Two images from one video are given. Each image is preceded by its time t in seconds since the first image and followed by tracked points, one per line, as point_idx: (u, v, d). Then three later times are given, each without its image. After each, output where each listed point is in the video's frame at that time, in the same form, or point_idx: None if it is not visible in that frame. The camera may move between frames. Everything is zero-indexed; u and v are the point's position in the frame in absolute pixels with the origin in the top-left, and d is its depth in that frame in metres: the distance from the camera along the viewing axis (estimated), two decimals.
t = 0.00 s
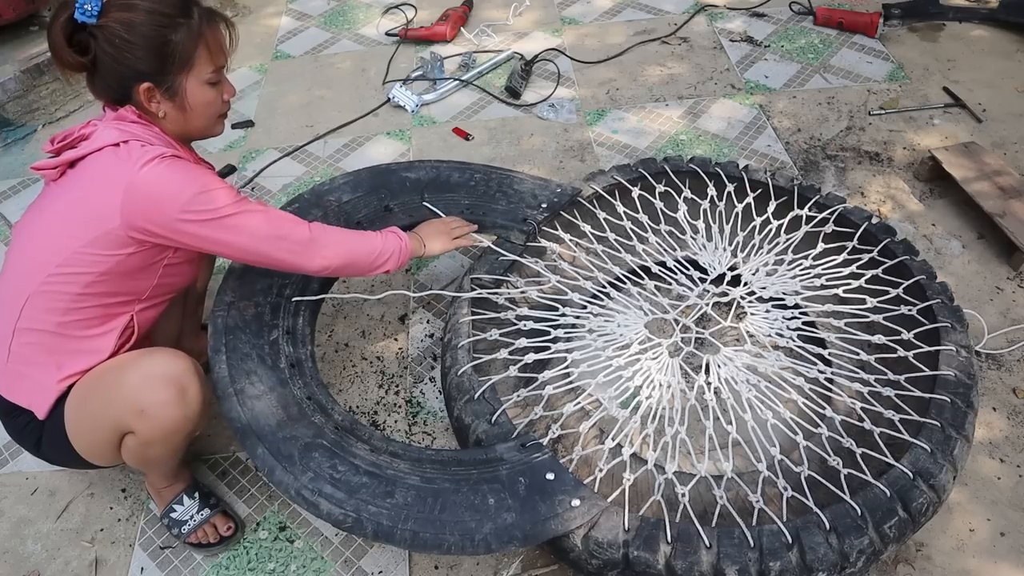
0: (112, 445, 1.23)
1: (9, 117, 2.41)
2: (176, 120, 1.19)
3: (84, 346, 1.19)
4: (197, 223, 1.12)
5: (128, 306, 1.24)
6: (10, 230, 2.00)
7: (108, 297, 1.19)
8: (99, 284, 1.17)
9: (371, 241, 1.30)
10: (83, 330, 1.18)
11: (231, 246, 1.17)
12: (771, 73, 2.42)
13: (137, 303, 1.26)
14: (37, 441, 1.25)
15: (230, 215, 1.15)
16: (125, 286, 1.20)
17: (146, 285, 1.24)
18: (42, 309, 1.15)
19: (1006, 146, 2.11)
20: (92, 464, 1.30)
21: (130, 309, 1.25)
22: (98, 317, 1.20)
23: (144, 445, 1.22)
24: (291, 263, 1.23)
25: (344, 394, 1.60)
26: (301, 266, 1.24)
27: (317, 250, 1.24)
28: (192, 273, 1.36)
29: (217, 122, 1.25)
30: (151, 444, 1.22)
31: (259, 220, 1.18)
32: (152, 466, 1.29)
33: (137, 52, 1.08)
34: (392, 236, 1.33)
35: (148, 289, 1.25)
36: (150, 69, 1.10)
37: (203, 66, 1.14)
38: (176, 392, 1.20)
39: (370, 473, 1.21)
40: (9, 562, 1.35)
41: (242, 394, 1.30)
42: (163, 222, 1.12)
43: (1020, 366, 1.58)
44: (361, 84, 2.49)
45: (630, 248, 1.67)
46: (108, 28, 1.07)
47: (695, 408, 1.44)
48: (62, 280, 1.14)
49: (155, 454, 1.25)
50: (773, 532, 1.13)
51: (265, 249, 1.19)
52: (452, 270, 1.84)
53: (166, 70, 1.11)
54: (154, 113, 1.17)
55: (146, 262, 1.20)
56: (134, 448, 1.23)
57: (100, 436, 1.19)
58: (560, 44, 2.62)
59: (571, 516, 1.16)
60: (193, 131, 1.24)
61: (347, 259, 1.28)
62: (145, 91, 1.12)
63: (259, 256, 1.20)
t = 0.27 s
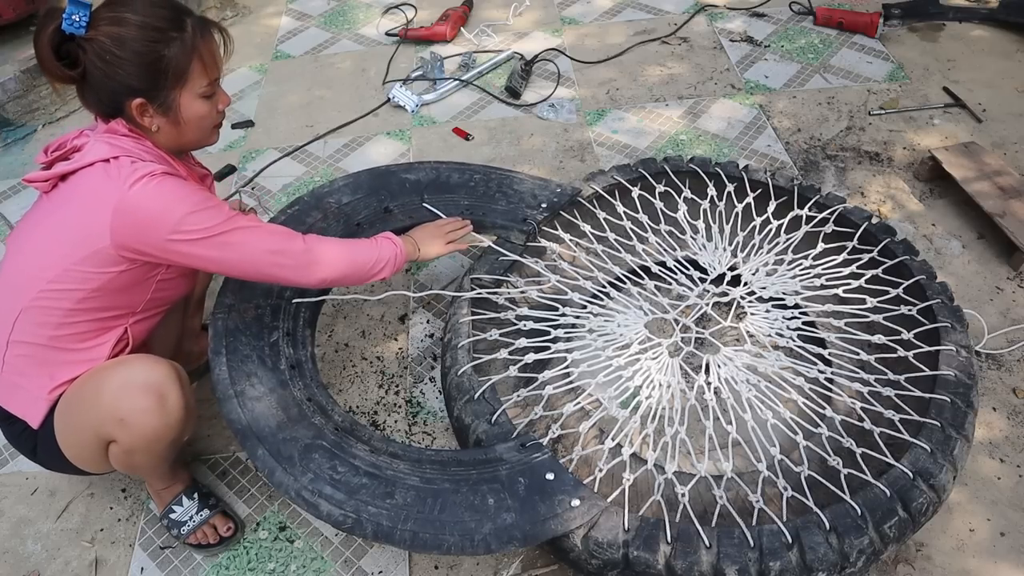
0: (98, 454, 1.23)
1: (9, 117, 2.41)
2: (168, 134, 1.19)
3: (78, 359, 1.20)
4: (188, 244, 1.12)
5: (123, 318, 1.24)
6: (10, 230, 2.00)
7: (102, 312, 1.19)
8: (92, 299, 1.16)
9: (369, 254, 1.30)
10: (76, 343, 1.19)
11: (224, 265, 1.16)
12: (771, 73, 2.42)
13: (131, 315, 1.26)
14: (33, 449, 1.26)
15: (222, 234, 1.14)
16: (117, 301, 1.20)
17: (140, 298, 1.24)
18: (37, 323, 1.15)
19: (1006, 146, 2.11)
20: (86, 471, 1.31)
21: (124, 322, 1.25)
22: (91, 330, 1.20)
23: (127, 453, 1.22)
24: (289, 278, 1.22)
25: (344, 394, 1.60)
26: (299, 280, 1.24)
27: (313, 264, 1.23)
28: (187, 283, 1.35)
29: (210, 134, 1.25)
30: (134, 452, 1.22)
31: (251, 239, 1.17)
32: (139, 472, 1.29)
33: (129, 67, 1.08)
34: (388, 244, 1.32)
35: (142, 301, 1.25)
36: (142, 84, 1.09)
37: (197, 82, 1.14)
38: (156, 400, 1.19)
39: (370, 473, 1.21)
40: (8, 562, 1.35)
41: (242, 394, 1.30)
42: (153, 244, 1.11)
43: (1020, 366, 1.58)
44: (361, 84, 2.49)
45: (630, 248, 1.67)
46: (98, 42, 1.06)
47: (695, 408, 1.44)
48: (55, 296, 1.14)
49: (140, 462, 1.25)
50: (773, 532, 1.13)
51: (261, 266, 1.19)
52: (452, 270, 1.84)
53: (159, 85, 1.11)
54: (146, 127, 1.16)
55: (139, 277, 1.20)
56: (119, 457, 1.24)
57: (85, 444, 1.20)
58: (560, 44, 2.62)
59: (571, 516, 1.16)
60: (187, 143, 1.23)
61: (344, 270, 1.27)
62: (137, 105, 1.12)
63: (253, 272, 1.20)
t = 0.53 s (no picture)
0: (109, 463, 1.24)
1: (9, 117, 2.41)
2: (165, 139, 1.18)
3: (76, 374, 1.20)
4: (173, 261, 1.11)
5: (120, 331, 1.24)
6: (10, 230, 2.00)
7: (97, 327, 1.19)
8: (87, 315, 1.16)
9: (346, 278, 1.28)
10: (73, 359, 1.18)
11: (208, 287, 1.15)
12: (771, 73, 2.42)
13: (130, 326, 1.25)
14: (38, 464, 1.26)
15: (205, 256, 1.12)
16: (113, 314, 1.20)
17: (136, 311, 1.23)
18: (31, 341, 1.14)
19: (1006, 146, 2.11)
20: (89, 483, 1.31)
21: (122, 334, 1.25)
22: (87, 345, 1.19)
23: (140, 460, 1.23)
24: (265, 308, 1.20)
25: (344, 394, 1.60)
26: (274, 311, 1.21)
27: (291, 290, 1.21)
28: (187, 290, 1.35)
29: (204, 138, 1.25)
30: (148, 458, 1.23)
31: (233, 262, 1.15)
32: (149, 477, 1.30)
33: (127, 76, 1.07)
34: (356, 257, 1.31)
35: (140, 314, 1.25)
36: (142, 91, 1.09)
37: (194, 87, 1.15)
38: (167, 405, 1.20)
39: (370, 473, 1.21)
40: (8, 562, 1.35)
41: (242, 393, 1.30)
42: (142, 259, 1.10)
43: (1020, 366, 1.58)
44: (361, 84, 2.49)
45: (630, 248, 1.68)
46: (93, 50, 1.05)
47: (695, 408, 1.44)
48: (49, 314, 1.14)
49: (152, 467, 1.27)
50: (773, 532, 1.13)
51: (239, 292, 1.16)
52: (452, 270, 1.84)
53: (159, 91, 1.10)
54: (144, 133, 1.15)
55: (134, 291, 1.19)
56: (130, 465, 1.25)
57: (97, 453, 1.21)
58: (560, 44, 2.62)
59: (571, 516, 1.16)
60: (181, 148, 1.23)
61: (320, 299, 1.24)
62: (136, 112, 1.11)
63: (233, 299, 1.17)
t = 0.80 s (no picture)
0: (111, 465, 1.24)
1: (8, 117, 2.41)
2: (163, 129, 1.17)
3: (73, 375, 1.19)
4: (155, 262, 1.10)
5: (118, 332, 1.24)
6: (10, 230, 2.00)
7: (91, 328, 1.18)
8: (80, 315, 1.16)
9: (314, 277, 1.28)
10: (70, 359, 1.18)
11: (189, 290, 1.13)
12: (771, 72, 2.42)
13: (128, 326, 1.25)
14: (40, 465, 1.26)
15: (185, 258, 1.11)
16: (109, 314, 1.19)
17: (132, 311, 1.23)
18: (25, 342, 1.15)
19: (1006, 146, 2.11)
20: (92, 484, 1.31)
21: (119, 335, 1.24)
22: (84, 345, 1.19)
23: (143, 463, 1.24)
24: (244, 318, 1.18)
25: (344, 394, 1.60)
26: (254, 321, 1.19)
27: (270, 297, 1.19)
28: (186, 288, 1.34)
29: (199, 128, 1.25)
30: (151, 460, 1.24)
31: (213, 267, 1.13)
32: (151, 479, 1.30)
33: (122, 61, 1.06)
34: (312, 247, 1.32)
35: (137, 313, 1.24)
36: (139, 76, 1.08)
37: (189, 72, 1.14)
38: (170, 408, 1.20)
39: (370, 473, 1.21)
40: (8, 562, 1.35)
41: (242, 392, 1.30)
42: (127, 258, 1.09)
43: (1020, 366, 1.58)
44: (360, 84, 2.49)
45: (630, 248, 1.68)
46: (86, 38, 1.05)
47: (695, 408, 1.44)
48: (42, 314, 1.14)
49: (155, 470, 1.27)
50: (773, 532, 1.13)
51: (219, 300, 1.14)
52: (452, 270, 1.84)
53: (155, 77, 1.10)
54: (142, 123, 1.14)
55: (128, 291, 1.19)
56: (133, 467, 1.24)
57: (98, 456, 1.21)
58: (560, 44, 2.62)
59: (571, 516, 1.16)
60: (178, 139, 1.22)
61: (296, 303, 1.23)
62: (134, 100, 1.10)
63: (214, 304, 1.15)
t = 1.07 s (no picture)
0: (107, 468, 1.24)
1: (8, 117, 2.41)
2: (162, 123, 1.18)
3: (71, 376, 1.19)
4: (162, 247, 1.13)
5: (115, 331, 1.23)
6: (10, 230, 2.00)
7: (89, 326, 1.19)
8: (78, 313, 1.16)
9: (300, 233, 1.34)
10: (69, 358, 1.18)
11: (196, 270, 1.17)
12: (771, 73, 2.42)
13: (125, 325, 1.25)
14: (39, 468, 1.26)
15: (188, 239, 1.14)
16: (107, 311, 1.20)
17: (129, 308, 1.23)
18: (23, 342, 1.15)
19: (1006, 146, 2.11)
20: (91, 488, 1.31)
21: (117, 335, 1.24)
22: (83, 344, 1.19)
23: (139, 465, 1.24)
24: (258, 282, 1.24)
25: (344, 393, 1.60)
26: (267, 284, 1.26)
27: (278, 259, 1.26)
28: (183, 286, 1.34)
29: (193, 125, 1.26)
30: (147, 463, 1.24)
31: (221, 240, 1.19)
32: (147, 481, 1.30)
33: (125, 52, 1.06)
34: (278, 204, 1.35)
35: (134, 310, 1.24)
36: (142, 67, 1.09)
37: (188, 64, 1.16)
38: (166, 410, 1.20)
39: (370, 473, 1.21)
40: (8, 562, 1.35)
41: (242, 392, 1.29)
42: (129, 246, 1.12)
43: (1020, 366, 1.59)
44: (360, 84, 2.49)
45: (630, 248, 1.68)
46: (88, 30, 1.05)
47: (695, 408, 1.44)
48: (40, 312, 1.14)
49: (152, 472, 1.27)
50: (773, 532, 1.13)
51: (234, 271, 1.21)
52: (452, 270, 1.84)
53: (157, 68, 1.11)
54: (141, 116, 1.14)
55: (124, 286, 1.19)
56: (130, 470, 1.24)
57: (95, 459, 1.20)
58: (560, 44, 2.62)
59: (571, 516, 1.16)
60: (174, 135, 1.23)
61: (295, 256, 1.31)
62: (137, 91, 1.10)
63: (222, 277, 1.20)
